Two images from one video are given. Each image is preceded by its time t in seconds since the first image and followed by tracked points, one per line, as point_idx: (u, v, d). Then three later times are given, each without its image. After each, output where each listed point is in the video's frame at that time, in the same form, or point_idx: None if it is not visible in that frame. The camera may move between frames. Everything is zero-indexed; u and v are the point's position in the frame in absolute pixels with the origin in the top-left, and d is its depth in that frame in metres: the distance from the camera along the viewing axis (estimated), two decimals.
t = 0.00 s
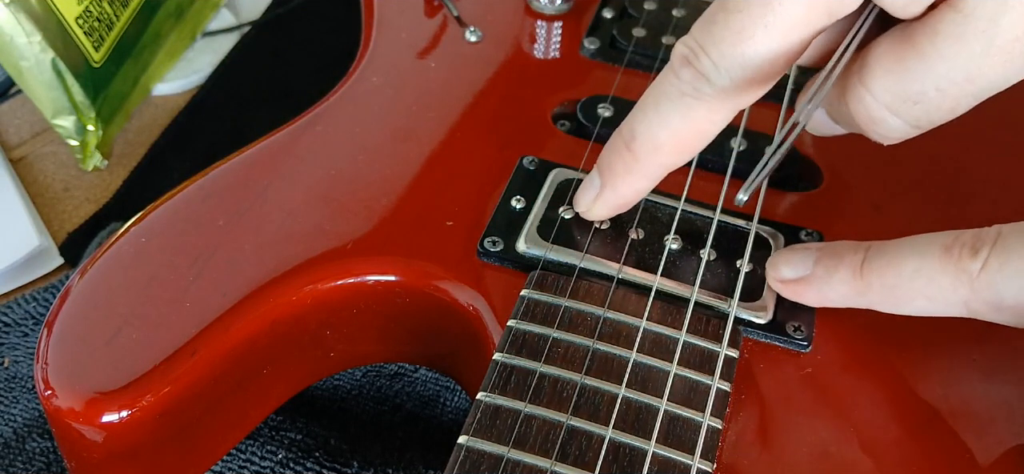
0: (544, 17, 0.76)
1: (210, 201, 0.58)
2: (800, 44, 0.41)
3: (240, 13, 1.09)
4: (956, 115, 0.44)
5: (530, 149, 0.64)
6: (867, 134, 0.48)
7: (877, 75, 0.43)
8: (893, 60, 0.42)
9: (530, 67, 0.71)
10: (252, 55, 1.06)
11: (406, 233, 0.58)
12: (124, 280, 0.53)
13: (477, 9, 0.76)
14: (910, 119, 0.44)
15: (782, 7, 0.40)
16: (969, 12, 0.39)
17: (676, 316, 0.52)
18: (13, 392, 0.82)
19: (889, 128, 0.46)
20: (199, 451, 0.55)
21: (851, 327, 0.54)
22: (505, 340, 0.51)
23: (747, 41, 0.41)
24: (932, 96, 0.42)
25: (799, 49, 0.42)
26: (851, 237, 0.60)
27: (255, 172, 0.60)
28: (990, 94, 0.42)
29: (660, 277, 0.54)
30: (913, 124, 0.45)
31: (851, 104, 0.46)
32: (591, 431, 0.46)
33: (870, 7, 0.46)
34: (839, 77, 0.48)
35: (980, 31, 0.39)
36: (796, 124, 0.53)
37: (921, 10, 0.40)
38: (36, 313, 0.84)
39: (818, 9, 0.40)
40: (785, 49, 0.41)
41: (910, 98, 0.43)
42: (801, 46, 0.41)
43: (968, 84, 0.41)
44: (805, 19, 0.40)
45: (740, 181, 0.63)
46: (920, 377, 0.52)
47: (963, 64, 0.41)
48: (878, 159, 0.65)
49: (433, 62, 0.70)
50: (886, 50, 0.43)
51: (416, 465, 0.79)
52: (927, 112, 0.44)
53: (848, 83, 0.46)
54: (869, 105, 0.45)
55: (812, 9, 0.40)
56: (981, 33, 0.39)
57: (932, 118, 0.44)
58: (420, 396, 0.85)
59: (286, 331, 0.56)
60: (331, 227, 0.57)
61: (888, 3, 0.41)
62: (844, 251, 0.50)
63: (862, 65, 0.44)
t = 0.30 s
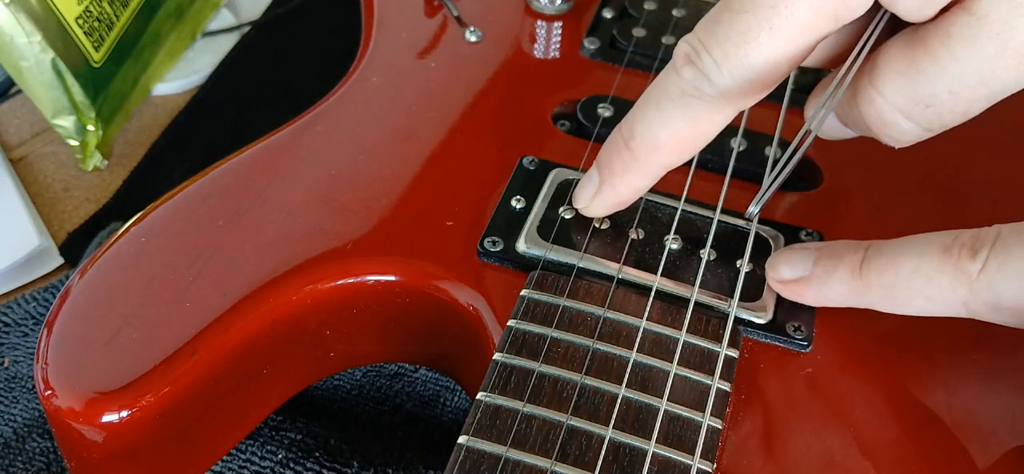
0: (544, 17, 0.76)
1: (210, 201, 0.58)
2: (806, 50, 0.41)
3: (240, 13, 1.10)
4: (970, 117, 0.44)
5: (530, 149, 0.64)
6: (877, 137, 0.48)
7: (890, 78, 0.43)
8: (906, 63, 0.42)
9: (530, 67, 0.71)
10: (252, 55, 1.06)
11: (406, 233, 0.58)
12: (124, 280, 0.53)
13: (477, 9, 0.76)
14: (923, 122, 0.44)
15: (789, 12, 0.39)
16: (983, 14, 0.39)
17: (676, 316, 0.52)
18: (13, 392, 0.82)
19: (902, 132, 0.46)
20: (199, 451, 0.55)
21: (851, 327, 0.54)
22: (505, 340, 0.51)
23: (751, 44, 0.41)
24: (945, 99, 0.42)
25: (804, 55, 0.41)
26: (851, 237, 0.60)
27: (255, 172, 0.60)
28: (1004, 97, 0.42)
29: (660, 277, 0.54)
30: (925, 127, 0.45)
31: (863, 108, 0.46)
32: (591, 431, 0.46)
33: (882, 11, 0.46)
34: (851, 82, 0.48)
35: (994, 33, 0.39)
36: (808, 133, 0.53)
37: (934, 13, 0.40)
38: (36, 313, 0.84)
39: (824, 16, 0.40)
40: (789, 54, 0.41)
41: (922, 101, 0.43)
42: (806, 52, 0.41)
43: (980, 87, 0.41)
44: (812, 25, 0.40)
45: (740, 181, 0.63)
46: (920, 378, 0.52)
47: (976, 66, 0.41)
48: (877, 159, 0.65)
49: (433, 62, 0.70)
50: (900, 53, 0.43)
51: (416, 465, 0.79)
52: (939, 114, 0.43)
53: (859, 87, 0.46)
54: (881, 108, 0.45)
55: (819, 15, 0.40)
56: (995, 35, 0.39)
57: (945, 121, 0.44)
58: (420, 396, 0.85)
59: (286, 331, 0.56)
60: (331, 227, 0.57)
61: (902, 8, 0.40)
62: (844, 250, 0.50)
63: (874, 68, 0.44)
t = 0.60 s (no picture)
0: (544, 17, 0.76)
1: (210, 201, 0.58)
2: (801, 50, 0.41)
3: (240, 13, 1.10)
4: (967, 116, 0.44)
5: (530, 149, 0.64)
6: (876, 140, 0.48)
7: (887, 81, 0.43)
8: (902, 65, 0.42)
9: (530, 67, 0.71)
10: (252, 55, 1.06)
11: (406, 233, 0.58)
12: (124, 280, 0.53)
13: (477, 9, 0.76)
14: (923, 123, 0.44)
15: (783, 12, 0.40)
16: (978, 12, 0.39)
17: (676, 316, 0.52)
18: (13, 392, 0.82)
19: (902, 133, 0.46)
20: (200, 451, 0.55)
21: (851, 327, 0.54)
22: (505, 340, 0.51)
23: (745, 44, 0.41)
24: (943, 99, 0.42)
25: (799, 55, 0.42)
26: (851, 237, 0.60)
27: (255, 172, 0.60)
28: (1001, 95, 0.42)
29: (660, 277, 0.55)
30: (926, 128, 0.45)
31: (861, 114, 0.46)
32: (591, 431, 0.46)
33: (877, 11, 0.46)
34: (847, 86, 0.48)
35: (989, 31, 0.40)
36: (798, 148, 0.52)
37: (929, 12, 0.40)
38: (36, 313, 0.84)
39: (819, 16, 0.40)
40: (783, 53, 0.41)
41: (920, 102, 0.43)
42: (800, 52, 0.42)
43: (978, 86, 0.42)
44: (806, 26, 0.40)
45: (740, 181, 0.63)
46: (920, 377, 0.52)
47: (972, 66, 0.41)
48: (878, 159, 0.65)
49: (433, 62, 0.70)
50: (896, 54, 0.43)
51: (416, 465, 0.79)
52: (937, 114, 0.43)
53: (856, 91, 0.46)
54: (879, 112, 0.45)
55: (815, 14, 0.40)
56: (991, 32, 0.40)
57: (944, 120, 0.44)
58: (420, 396, 0.85)
59: (286, 331, 0.56)
60: (331, 227, 0.57)
61: (896, 9, 0.40)
62: (843, 251, 0.50)
63: (870, 71, 0.44)
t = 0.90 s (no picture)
0: (544, 17, 0.76)
1: (210, 202, 0.58)
2: (796, 48, 0.41)
3: (240, 13, 1.10)
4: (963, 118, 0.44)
5: (530, 149, 0.64)
6: (871, 143, 0.48)
7: (882, 81, 0.43)
8: (899, 66, 0.42)
9: (530, 67, 0.71)
10: (252, 55, 1.06)
11: (406, 233, 0.58)
12: (124, 280, 0.53)
13: (477, 9, 0.76)
14: (919, 123, 0.44)
15: (777, 9, 0.40)
16: (974, 11, 0.39)
17: (676, 316, 0.52)
18: (13, 392, 0.82)
19: (899, 135, 0.46)
20: (200, 451, 0.55)
21: (851, 327, 0.54)
22: (505, 340, 0.51)
23: (739, 40, 0.41)
24: (941, 99, 0.42)
25: (794, 52, 0.42)
26: (851, 237, 0.60)
27: (254, 173, 0.60)
28: (997, 96, 0.42)
29: (660, 277, 0.54)
30: (922, 129, 0.45)
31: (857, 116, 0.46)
32: (591, 431, 0.46)
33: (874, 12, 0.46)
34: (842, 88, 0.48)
35: (986, 30, 0.40)
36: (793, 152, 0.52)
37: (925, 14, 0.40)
38: (36, 313, 0.84)
39: (815, 14, 0.40)
40: (778, 51, 0.41)
41: (918, 102, 0.43)
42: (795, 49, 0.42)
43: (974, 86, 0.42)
44: (801, 23, 0.40)
45: (740, 181, 0.63)
46: (920, 378, 0.52)
47: (969, 66, 0.41)
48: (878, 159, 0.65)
49: (433, 62, 0.70)
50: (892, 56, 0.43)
51: (416, 465, 0.79)
52: (935, 115, 0.43)
53: (852, 93, 0.46)
54: (876, 112, 0.45)
55: (809, 12, 0.40)
56: (987, 32, 0.40)
57: (941, 121, 0.44)
58: (420, 396, 0.85)
59: (286, 331, 0.56)
60: (331, 227, 0.57)
61: (892, 8, 0.40)
62: (843, 251, 0.50)
63: (867, 71, 0.44)
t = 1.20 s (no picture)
0: (544, 17, 0.76)
1: (210, 202, 0.58)
2: None
3: (240, 13, 1.10)
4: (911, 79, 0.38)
5: (531, 149, 0.64)
6: (827, 96, 0.40)
7: (849, 31, 0.36)
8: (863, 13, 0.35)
9: (531, 66, 0.71)
10: (252, 54, 1.06)
11: (406, 233, 0.58)
12: (124, 280, 0.53)
13: (477, 9, 0.76)
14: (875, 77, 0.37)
15: None
16: None
17: (676, 316, 0.52)
18: (13, 392, 0.82)
19: (855, 88, 0.38)
20: (200, 451, 0.55)
21: (851, 327, 0.54)
22: (505, 340, 0.51)
23: None
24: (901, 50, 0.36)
25: None
26: (851, 237, 0.60)
27: (254, 173, 0.60)
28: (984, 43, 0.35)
29: (660, 277, 0.54)
30: (877, 82, 0.37)
31: (812, 69, 0.39)
32: (591, 431, 0.46)
33: None
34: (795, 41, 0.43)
35: None
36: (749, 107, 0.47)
37: None
38: (36, 313, 0.84)
39: None
40: None
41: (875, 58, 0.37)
42: None
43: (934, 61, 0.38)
44: None
45: (740, 181, 0.63)
46: (920, 377, 0.52)
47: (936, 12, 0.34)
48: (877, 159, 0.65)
49: (433, 62, 0.70)
50: None
51: (417, 465, 0.79)
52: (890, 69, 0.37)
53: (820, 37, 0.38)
54: (838, 66, 0.38)
55: None
56: None
57: (899, 78, 0.37)
58: (420, 396, 0.85)
59: (286, 331, 0.56)
60: (331, 227, 0.57)
61: None
62: (841, 251, 0.50)
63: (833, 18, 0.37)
